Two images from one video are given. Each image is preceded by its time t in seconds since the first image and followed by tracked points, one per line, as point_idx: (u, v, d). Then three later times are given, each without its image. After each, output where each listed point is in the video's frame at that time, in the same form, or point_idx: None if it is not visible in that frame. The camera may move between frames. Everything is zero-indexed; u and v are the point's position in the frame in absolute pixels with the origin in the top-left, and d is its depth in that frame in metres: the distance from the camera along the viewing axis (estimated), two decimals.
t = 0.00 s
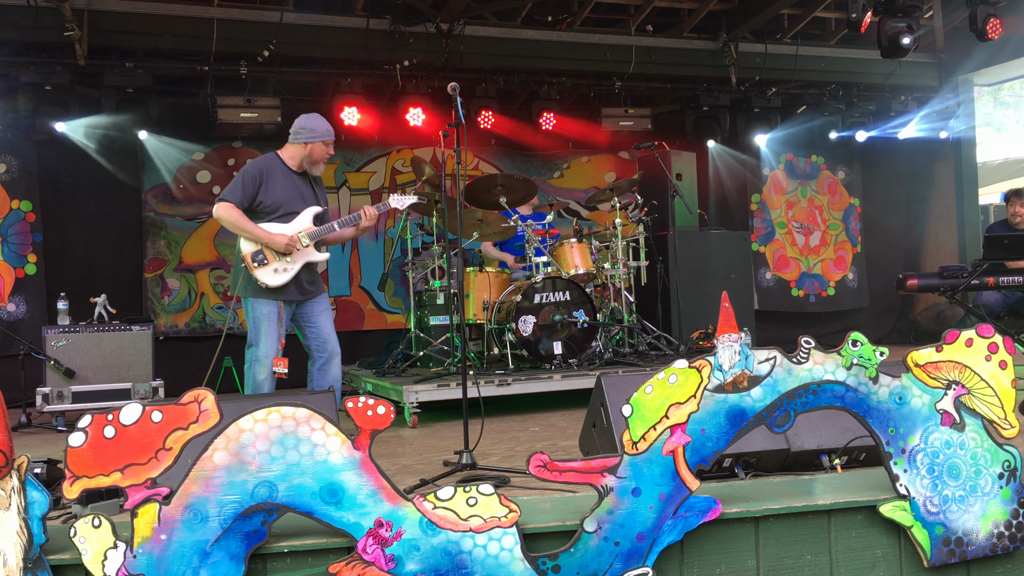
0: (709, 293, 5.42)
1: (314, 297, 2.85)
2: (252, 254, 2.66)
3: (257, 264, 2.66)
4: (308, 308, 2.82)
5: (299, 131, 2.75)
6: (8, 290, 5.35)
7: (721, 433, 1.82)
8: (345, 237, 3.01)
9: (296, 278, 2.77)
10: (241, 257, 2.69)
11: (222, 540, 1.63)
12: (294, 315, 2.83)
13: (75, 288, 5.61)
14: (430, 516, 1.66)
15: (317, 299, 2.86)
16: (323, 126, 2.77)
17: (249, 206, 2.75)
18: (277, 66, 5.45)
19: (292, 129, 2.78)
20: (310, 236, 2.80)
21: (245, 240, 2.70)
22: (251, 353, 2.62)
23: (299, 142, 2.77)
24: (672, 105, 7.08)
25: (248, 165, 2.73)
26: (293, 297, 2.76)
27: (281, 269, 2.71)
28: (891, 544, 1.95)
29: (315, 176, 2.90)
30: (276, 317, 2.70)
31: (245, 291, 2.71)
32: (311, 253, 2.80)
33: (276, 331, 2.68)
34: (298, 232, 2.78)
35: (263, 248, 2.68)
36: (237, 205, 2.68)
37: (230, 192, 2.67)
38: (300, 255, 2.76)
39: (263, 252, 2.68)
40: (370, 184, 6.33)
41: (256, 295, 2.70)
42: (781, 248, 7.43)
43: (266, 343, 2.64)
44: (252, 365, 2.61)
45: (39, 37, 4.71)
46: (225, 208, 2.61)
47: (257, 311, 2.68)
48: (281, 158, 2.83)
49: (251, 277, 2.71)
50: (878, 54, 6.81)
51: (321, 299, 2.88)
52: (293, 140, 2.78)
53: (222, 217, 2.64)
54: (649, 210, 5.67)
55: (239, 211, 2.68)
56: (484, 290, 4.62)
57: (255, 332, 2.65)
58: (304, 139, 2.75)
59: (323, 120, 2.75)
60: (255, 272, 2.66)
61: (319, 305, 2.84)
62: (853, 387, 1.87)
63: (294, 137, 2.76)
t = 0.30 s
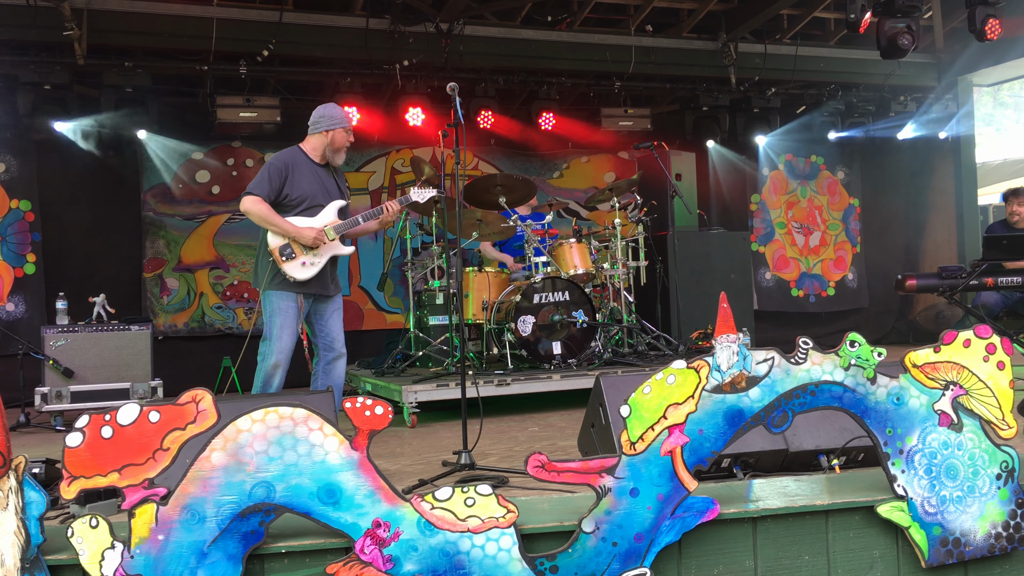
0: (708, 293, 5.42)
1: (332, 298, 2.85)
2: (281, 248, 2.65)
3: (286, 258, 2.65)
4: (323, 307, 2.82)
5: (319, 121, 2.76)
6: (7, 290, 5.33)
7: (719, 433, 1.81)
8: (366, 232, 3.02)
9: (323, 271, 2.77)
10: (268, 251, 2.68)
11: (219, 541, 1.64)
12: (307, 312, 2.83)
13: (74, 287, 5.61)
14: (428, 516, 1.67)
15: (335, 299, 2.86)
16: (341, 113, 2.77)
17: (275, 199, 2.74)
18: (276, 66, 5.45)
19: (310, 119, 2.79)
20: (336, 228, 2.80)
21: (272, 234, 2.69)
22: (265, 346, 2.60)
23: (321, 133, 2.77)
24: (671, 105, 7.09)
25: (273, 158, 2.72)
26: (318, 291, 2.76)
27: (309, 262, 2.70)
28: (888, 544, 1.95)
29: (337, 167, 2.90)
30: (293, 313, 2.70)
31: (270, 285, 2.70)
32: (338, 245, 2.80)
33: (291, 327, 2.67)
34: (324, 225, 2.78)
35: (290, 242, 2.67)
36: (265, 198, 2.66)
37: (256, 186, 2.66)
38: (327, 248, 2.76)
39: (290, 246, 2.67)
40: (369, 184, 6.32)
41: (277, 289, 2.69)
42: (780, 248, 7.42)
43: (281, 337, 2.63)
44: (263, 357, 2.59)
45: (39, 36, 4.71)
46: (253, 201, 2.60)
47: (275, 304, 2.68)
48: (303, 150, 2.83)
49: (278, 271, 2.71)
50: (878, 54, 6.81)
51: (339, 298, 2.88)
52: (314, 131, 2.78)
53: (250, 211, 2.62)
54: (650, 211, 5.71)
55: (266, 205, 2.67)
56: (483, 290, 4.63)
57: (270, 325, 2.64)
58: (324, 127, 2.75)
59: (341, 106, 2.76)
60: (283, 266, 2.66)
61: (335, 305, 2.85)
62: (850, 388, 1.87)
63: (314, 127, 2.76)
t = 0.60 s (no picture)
0: (700, 293, 5.42)
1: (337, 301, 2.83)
2: (289, 258, 2.64)
3: (293, 268, 2.64)
4: (330, 314, 2.81)
5: (334, 135, 2.77)
6: None
7: (711, 432, 1.82)
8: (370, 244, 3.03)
9: (328, 282, 2.77)
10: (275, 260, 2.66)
11: (211, 541, 1.63)
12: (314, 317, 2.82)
13: (66, 287, 5.59)
14: (419, 516, 1.67)
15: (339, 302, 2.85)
16: (356, 129, 2.79)
17: (284, 207, 2.71)
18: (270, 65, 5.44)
19: (324, 131, 2.79)
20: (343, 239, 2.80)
21: (280, 243, 2.66)
22: (275, 354, 2.61)
23: (334, 146, 2.79)
24: (664, 106, 7.13)
25: (284, 167, 2.70)
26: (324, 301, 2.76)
27: (316, 273, 2.69)
28: (880, 543, 1.95)
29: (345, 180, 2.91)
30: (303, 322, 2.71)
31: (278, 293, 2.68)
32: (343, 257, 2.81)
33: (301, 337, 2.68)
34: (331, 236, 2.78)
35: (298, 252, 2.66)
36: (275, 206, 2.63)
37: (268, 193, 2.62)
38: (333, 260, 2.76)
39: (298, 256, 2.65)
40: (363, 183, 6.31)
41: (288, 296, 2.68)
42: (773, 248, 7.42)
43: (291, 346, 2.63)
44: (273, 365, 2.59)
45: (31, 35, 4.70)
46: (265, 209, 2.57)
47: (287, 311, 2.67)
48: (313, 160, 2.82)
49: (284, 280, 2.68)
50: (871, 55, 6.81)
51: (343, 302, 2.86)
52: (327, 144, 2.78)
53: (261, 219, 2.58)
54: (643, 211, 5.67)
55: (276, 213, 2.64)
56: (477, 290, 4.63)
57: (280, 334, 2.64)
58: (339, 143, 2.77)
59: (357, 123, 2.78)
60: (291, 275, 2.64)
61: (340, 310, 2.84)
62: (842, 387, 1.88)
63: (328, 140, 2.76)
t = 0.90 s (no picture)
0: (678, 289, 5.46)
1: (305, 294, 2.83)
2: (265, 243, 2.64)
3: (270, 254, 2.64)
4: (297, 304, 2.80)
5: (307, 118, 2.75)
6: None
7: (688, 429, 1.83)
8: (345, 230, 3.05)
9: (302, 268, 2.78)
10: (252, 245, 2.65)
11: (186, 539, 1.62)
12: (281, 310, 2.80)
13: (41, 284, 5.54)
14: (397, 513, 1.67)
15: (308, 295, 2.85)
16: (331, 112, 2.79)
17: (261, 192, 2.70)
18: (248, 61, 5.41)
19: (298, 115, 2.77)
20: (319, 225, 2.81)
21: (256, 228, 2.66)
22: (243, 337, 2.57)
23: (309, 130, 2.77)
24: (644, 103, 7.12)
25: (261, 152, 2.68)
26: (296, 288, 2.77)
27: (292, 260, 2.70)
28: (854, 537, 1.97)
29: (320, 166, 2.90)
30: (272, 307, 2.68)
31: (250, 278, 2.66)
32: (318, 244, 2.83)
33: (269, 321, 2.65)
34: (307, 222, 2.79)
35: (275, 238, 2.66)
36: (252, 191, 2.62)
37: (244, 178, 2.61)
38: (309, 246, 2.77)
39: (275, 242, 2.66)
40: (342, 180, 6.29)
41: (257, 283, 2.66)
42: (751, 245, 7.47)
43: (259, 331, 2.60)
44: (241, 350, 2.54)
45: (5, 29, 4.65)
46: (241, 194, 2.56)
47: (255, 297, 2.65)
48: (288, 145, 2.80)
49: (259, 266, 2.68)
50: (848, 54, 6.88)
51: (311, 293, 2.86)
52: (301, 128, 2.76)
53: (237, 204, 2.58)
54: (621, 208, 5.62)
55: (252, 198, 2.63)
56: (456, 287, 4.59)
57: (249, 318, 2.61)
58: (314, 125, 2.75)
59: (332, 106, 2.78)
60: (266, 262, 2.64)
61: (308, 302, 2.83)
62: (816, 383, 1.90)
63: (304, 124, 2.75)
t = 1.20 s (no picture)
0: (653, 284, 5.49)
1: (271, 296, 2.77)
2: (221, 254, 2.59)
3: (227, 265, 2.60)
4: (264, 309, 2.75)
5: (256, 128, 2.72)
6: None
7: (663, 424, 1.84)
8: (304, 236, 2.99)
9: (261, 277, 2.73)
10: (206, 257, 2.61)
11: (158, 539, 1.60)
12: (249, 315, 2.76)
13: (11, 283, 5.45)
14: (372, 511, 1.66)
15: (275, 298, 2.79)
16: (279, 121, 2.76)
17: (212, 204, 2.66)
18: (219, 56, 5.33)
19: (244, 125, 2.73)
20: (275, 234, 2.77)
21: (210, 240, 2.61)
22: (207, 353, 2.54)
23: (257, 139, 2.74)
24: (620, 99, 7.13)
25: (208, 163, 2.63)
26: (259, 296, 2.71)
27: (250, 269, 2.65)
28: (826, 530, 1.99)
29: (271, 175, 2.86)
30: (236, 319, 2.64)
31: (209, 291, 2.61)
32: (275, 253, 2.78)
33: (234, 333, 2.62)
34: (262, 231, 2.74)
35: (230, 248, 2.61)
36: (202, 203, 2.58)
37: (193, 191, 2.56)
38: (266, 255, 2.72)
39: (231, 252, 2.61)
40: (317, 176, 6.25)
41: (217, 296, 2.61)
42: (727, 240, 7.50)
43: (223, 345, 2.57)
44: (205, 366, 2.52)
45: None
46: (191, 206, 2.52)
47: (217, 312, 2.60)
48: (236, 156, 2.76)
49: (216, 278, 2.63)
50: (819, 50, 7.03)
51: (278, 296, 2.81)
52: (249, 137, 2.73)
53: (188, 217, 2.53)
54: (598, 204, 5.67)
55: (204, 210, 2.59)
56: (432, 283, 4.54)
57: (212, 333, 2.58)
58: (262, 135, 2.72)
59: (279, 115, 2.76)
60: (224, 273, 2.60)
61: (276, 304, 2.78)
62: (790, 377, 1.91)
63: (250, 134, 2.72)
